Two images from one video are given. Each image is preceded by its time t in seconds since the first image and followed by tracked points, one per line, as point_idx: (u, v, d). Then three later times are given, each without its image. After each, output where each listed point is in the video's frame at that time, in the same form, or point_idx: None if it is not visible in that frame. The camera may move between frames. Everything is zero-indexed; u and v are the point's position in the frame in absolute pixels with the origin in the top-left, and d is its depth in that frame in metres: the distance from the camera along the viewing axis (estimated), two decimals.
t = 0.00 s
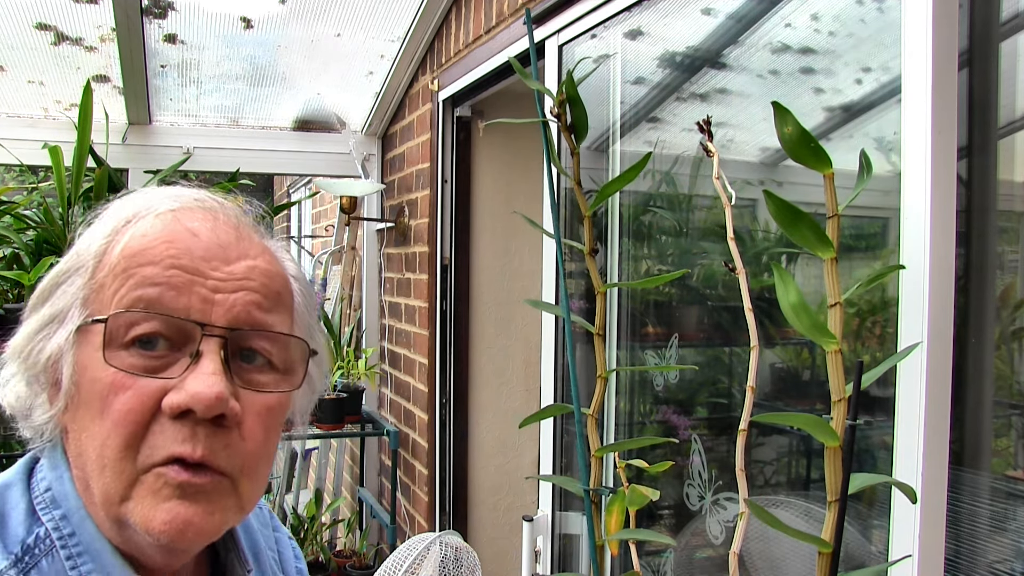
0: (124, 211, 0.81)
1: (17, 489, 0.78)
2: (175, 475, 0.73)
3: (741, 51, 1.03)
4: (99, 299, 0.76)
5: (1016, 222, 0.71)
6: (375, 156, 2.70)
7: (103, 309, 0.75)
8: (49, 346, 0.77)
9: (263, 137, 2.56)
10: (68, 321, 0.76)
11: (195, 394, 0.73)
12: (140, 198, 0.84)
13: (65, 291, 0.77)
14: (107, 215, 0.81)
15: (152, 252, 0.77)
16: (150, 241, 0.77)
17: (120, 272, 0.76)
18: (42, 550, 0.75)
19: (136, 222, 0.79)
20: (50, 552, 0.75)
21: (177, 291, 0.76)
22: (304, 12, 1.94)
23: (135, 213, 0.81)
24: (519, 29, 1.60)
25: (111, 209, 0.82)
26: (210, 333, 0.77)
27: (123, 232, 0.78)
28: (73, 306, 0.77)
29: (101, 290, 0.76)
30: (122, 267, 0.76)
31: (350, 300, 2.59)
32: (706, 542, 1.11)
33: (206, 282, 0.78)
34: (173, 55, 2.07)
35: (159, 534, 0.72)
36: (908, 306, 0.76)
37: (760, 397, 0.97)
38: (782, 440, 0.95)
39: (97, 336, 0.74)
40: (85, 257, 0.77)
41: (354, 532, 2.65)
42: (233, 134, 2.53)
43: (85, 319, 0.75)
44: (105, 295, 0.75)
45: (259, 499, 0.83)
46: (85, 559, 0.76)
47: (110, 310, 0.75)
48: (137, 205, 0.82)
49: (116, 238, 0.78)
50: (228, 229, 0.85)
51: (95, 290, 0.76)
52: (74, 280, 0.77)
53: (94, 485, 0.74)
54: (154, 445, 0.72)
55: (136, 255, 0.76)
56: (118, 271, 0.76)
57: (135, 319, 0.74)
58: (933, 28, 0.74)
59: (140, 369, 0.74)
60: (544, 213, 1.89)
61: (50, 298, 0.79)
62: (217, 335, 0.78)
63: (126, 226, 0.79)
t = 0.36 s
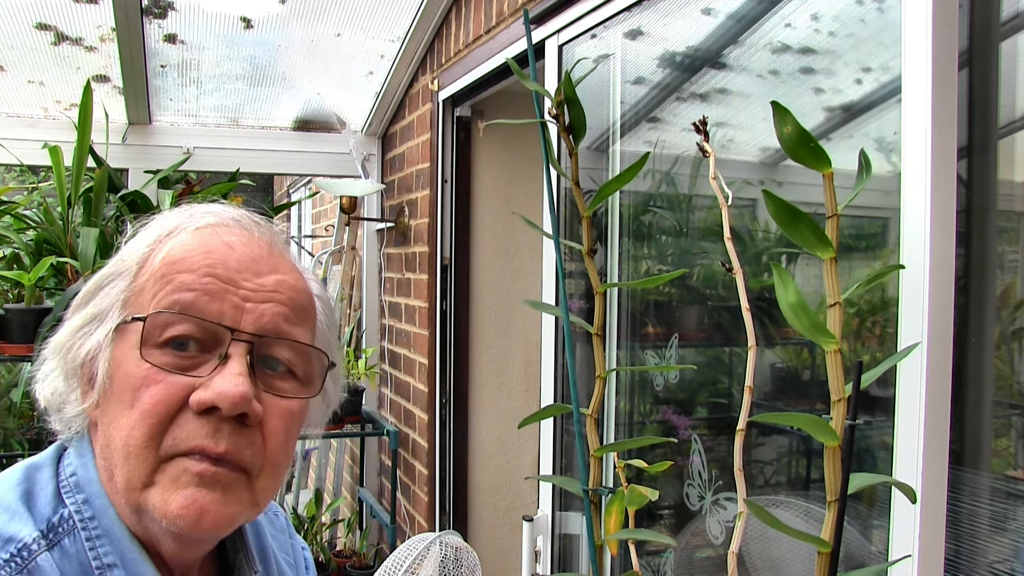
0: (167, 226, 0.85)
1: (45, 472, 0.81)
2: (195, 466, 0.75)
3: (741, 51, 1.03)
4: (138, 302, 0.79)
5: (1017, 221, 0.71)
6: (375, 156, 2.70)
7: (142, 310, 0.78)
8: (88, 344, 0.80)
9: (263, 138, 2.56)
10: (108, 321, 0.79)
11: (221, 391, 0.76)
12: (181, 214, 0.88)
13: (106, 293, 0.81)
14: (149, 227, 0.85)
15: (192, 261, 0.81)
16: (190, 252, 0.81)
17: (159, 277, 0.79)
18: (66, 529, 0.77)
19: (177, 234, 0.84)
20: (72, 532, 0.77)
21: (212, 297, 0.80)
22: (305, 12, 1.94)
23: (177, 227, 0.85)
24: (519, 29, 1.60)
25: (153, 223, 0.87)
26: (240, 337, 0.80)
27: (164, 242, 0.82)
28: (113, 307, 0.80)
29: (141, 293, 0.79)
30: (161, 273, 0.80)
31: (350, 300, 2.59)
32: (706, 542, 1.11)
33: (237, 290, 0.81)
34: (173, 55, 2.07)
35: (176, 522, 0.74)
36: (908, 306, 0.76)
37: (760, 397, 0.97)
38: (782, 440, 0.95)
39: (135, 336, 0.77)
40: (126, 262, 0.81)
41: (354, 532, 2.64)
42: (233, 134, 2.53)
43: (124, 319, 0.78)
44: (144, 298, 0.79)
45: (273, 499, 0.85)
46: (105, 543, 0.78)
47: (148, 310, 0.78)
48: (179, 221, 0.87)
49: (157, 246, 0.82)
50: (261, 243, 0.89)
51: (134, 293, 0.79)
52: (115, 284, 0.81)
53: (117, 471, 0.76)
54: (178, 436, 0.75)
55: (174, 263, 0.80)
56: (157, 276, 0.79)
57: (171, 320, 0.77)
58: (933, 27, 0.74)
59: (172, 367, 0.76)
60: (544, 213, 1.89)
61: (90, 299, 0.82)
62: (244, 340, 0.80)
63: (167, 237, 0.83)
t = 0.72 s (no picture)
0: (157, 240, 0.70)
1: None
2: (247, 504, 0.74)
3: (741, 51, 1.03)
4: (178, 340, 0.66)
5: (1017, 221, 0.71)
6: (375, 156, 2.70)
7: (184, 351, 0.66)
8: (93, 389, 0.62)
9: (264, 138, 2.56)
10: (125, 361, 0.63)
11: (278, 429, 0.77)
12: (150, 226, 0.72)
13: (114, 320, 0.62)
14: (133, 239, 0.68)
15: (225, 288, 0.70)
16: (219, 277, 0.70)
17: (201, 309, 0.67)
18: None
19: (191, 254, 0.70)
20: None
21: (253, 332, 0.72)
22: (305, 13, 1.94)
23: (175, 244, 0.71)
24: (519, 29, 1.60)
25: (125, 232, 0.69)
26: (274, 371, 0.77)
27: (183, 261, 0.69)
28: (133, 340, 0.63)
29: (178, 325, 0.66)
30: (198, 301, 0.67)
31: (350, 300, 2.59)
32: (706, 542, 1.11)
33: (263, 325, 0.74)
34: (173, 55, 2.07)
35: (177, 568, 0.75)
36: (908, 305, 0.76)
37: (760, 397, 0.97)
38: (782, 440, 0.95)
39: (190, 385, 0.66)
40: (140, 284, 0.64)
41: (354, 532, 2.64)
42: (233, 134, 2.53)
43: (162, 361, 0.64)
44: (186, 336, 0.66)
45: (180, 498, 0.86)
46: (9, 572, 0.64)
47: (196, 353, 0.67)
48: (163, 237, 0.72)
49: (184, 266, 0.68)
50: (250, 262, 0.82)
51: (168, 324, 0.65)
52: (124, 309, 0.63)
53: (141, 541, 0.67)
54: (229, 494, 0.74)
55: (208, 288, 0.68)
56: (196, 305, 0.67)
57: (226, 365, 0.69)
58: (934, 27, 0.74)
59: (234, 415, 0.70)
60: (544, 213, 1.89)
61: (73, 329, 0.62)
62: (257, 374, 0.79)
63: (181, 256, 0.69)
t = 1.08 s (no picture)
0: (48, 283, 0.60)
1: None
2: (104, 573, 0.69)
3: (741, 51, 1.03)
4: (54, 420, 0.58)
5: (1017, 221, 0.71)
6: (375, 156, 2.69)
7: (61, 433, 0.58)
8: None
9: (264, 138, 2.57)
10: None
11: (152, 504, 0.72)
12: (40, 259, 0.62)
13: None
14: (19, 282, 0.58)
15: (120, 356, 0.62)
16: (118, 343, 0.62)
17: (88, 382, 0.59)
18: None
19: (87, 307, 0.61)
20: None
21: (140, 406, 0.65)
22: (305, 12, 1.94)
23: (71, 290, 0.61)
24: (519, 29, 1.60)
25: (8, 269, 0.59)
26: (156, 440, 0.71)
27: (77, 320, 0.59)
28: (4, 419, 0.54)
29: (58, 404, 0.57)
30: (89, 373, 0.59)
31: (350, 300, 2.59)
32: (706, 542, 1.11)
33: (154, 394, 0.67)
34: (173, 55, 2.07)
35: None
36: (908, 305, 0.76)
37: (760, 397, 0.97)
38: (782, 440, 0.95)
39: (60, 471, 0.59)
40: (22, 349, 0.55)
41: (354, 532, 2.64)
42: (233, 134, 2.53)
43: (32, 444, 0.56)
44: (65, 417, 0.58)
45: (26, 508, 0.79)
46: None
47: (75, 434, 0.59)
48: (55, 276, 0.61)
49: (78, 330, 0.59)
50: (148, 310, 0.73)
51: (46, 402, 0.56)
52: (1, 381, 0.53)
53: None
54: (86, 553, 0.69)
55: (102, 357, 0.60)
56: (85, 379, 0.58)
57: (106, 445, 0.62)
58: (933, 27, 0.74)
59: (107, 500, 0.63)
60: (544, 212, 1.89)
61: None
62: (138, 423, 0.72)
63: (75, 311, 0.60)
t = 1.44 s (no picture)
0: (54, 364, 0.52)
1: None
2: None
3: (741, 51, 1.02)
4: (38, 518, 0.50)
5: (1017, 221, 0.71)
6: (375, 156, 2.70)
7: (46, 531, 0.51)
8: None
9: (264, 138, 2.57)
10: None
11: None
12: (50, 332, 0.54)
13: None
14: (22, 365, 0.50)
15: (120, 450, 0.54)
16: (121, 436, 0.55)
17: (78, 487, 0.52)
18: None
19: (92, 397, 0.53)
20: None
21: (135, 500, 0.58)
22: (305, 13, 1.94)
23: (77, 372, 0.53)
24: (519, 29, 1.60)
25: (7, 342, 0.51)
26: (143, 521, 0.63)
27: (80, 415, 0.52)
28: None
29: (44, 501, 0.50)
30: (83, 472, 0.52)
31: (350, 300, 2.59)
32: (706, 542, 1.11)
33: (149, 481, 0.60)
34: (173, 55, 2.07)
35: None
36: (908, 305, 0.76)
37: (760, 397, 0.97)
38: (782, 440, 0.95)
39: (38, 567, 0.51)
40: (19, 443, 0.48)
41: (354, 532, 2.64)
42: (233, 134, 2.53)
43: (12, 543, 0.49)
44: (51, 514, 0.51)
45: None
46: None
47: (61, 533, 0.52)
48: (64, 355, 0.53)
49: (78, 427, 0.52)
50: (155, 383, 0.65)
51: (29, 507, 0.49)
52: None
53: None
54: None
55: (99, 452, 0.53)
56: (78, 479, 0.52)
57: (90, 538, 0.55)
58: (933, 27, 0.74)
59: None
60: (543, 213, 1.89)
61: None
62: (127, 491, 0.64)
63: (78, 400, 0.52)
